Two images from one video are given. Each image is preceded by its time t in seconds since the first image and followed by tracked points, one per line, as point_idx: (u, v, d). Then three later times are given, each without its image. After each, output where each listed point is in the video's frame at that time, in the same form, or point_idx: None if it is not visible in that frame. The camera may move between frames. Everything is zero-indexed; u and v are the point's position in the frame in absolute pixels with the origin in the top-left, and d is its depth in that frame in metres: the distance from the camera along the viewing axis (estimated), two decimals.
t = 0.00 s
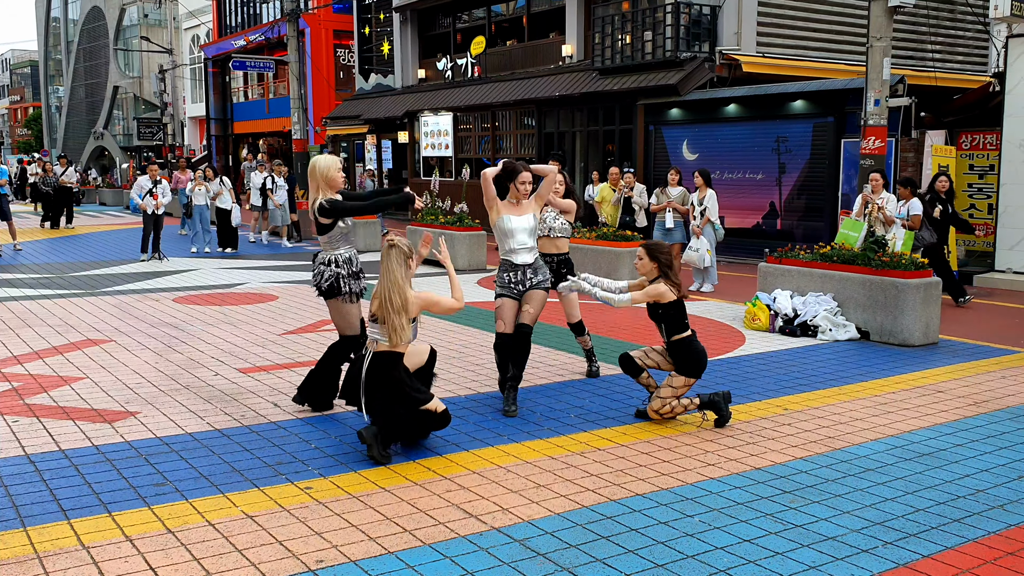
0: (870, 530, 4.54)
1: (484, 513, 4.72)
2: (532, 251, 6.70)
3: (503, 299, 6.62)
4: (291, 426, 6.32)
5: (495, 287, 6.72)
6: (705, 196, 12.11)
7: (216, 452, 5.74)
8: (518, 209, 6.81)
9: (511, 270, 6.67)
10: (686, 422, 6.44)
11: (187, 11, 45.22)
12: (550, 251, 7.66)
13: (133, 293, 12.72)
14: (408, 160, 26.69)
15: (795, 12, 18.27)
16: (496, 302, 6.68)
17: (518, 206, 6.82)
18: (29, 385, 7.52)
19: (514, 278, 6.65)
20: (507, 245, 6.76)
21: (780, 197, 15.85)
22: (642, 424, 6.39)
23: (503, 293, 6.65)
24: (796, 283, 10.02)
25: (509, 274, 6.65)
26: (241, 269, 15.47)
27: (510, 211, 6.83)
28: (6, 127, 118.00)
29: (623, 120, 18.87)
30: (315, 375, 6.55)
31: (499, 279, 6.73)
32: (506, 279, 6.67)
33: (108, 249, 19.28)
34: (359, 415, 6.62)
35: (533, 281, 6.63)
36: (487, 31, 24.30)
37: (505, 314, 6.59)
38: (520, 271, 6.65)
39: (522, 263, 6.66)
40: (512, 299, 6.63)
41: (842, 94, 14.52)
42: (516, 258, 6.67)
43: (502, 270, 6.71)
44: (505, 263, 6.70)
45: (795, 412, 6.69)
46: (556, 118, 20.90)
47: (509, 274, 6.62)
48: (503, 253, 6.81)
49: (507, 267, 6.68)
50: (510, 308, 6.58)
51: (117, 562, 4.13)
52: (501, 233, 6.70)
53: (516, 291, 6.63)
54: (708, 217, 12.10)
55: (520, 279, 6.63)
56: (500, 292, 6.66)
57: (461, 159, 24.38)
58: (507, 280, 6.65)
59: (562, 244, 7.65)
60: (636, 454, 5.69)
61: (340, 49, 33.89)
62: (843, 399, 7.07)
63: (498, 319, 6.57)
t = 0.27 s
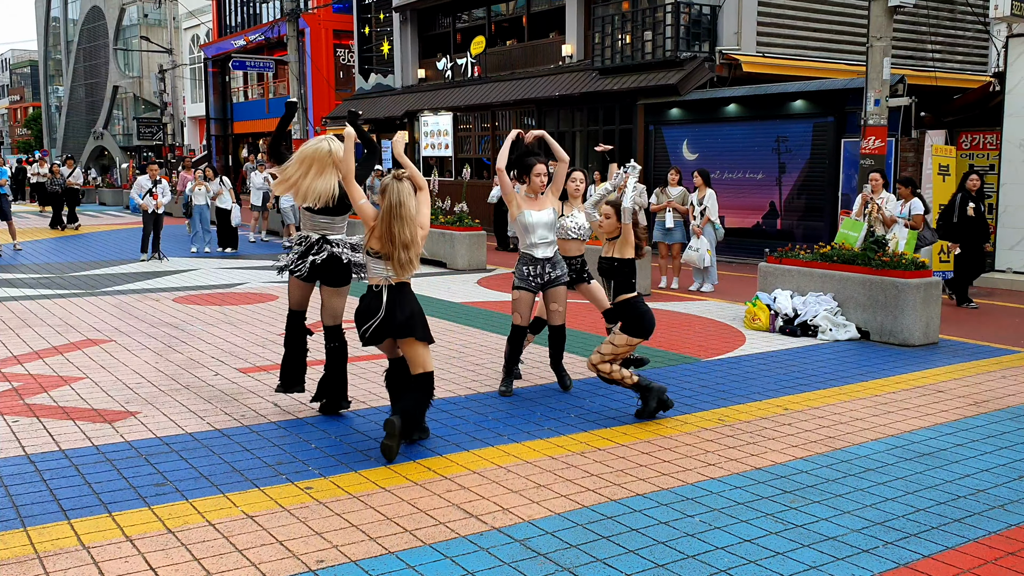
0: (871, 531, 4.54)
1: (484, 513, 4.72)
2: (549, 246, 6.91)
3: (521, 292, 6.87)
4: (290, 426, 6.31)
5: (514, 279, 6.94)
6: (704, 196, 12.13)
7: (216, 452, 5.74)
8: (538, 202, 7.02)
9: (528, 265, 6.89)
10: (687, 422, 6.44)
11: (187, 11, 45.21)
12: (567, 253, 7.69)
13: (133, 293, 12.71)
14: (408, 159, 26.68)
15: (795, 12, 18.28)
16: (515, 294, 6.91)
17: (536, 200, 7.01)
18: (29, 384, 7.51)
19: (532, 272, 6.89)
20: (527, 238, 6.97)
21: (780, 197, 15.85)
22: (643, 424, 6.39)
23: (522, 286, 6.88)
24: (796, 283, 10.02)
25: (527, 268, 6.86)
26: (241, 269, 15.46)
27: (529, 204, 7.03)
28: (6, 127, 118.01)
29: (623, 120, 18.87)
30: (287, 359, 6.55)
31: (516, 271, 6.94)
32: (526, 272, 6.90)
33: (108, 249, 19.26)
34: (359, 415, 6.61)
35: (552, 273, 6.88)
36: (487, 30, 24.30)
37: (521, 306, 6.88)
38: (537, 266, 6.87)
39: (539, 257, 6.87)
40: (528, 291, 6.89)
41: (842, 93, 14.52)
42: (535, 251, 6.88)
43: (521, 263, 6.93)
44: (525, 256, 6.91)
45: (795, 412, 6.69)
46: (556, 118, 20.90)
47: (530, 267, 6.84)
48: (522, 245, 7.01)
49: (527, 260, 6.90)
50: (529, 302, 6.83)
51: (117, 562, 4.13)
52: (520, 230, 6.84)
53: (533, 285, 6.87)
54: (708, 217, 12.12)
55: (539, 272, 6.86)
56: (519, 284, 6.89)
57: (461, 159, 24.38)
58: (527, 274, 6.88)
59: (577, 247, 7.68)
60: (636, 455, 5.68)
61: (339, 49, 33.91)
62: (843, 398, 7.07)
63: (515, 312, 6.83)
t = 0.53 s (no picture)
0: (871, 531, 4.54)
1: (485, 513, 4.72)
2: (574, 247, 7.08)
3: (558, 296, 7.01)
4: (291, 427, 6.32)
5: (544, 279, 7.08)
6: (705, 196, 12.13)
7: (217, 453, 5.74)
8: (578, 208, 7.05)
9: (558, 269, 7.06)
10: (687, 422, 6.44)
11: (188, 11, 45.23)
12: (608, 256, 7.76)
13: (133, 293, 12.72)
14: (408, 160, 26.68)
15: (796, 13, 18.28)
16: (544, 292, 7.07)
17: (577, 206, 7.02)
18: (29, 385, 7.52)
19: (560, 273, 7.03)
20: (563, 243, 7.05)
21: (780, 198, 15.85)
22: (643, 425, 6.39)
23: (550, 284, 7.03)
24: (797, 283, 10.02)
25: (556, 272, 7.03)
26: (241, 269, 15.47)
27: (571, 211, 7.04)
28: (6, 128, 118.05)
29: (623, 120, 18.87)
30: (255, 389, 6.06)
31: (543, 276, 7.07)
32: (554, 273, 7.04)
33: (108, 249, 19.27)
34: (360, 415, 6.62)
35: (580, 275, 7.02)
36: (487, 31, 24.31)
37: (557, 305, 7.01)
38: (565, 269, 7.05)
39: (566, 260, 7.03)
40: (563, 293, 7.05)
41: (842, 94, 14.53)
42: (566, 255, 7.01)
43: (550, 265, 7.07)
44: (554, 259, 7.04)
45: (796, 412, 6.69)
46: (556, 118, 20.90)
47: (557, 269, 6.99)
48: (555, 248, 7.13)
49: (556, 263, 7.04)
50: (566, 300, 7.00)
51: (118, 562, 4.13)
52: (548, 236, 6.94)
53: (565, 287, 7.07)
54: (709, 218, 12.13)
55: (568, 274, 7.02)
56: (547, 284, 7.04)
57: (461, 159, 24.39)
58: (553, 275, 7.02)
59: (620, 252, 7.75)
60: (636, 455, 5.69)
61: (340, 49, 33.91)
62: (844, 399, 7.08)
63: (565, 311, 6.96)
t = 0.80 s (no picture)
0: (874, 531, 4.54)
1: (488, 513, 4.73)
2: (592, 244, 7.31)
3: (578, 292, 7.21)
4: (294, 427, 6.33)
5: (561, 279, 7.27)
6: (708, 196, 12.13)
7: (220, 453, 5.75)
8: (579, 203, 7.23)
9: (575, 263, 7.24)
10: (690, 422, 6.44)
11: (189, 12, 45.26)
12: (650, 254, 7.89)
13: (136, 294, 12.73)
14: (410, 160, 26.69)
15: (798, 13, 18.27)
16: (565, 292, 7.26)
17: (578, 201, 7.21)
18: (33, 385, 7.54)
19: (577, 270, 7.24)
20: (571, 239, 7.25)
21: (782, 198, 15.85)
22: (645, 425, 6.39)
23: (569, 283, 7.25)
24: (799, 284, 10.02)
25: (573, 267, 7.21)
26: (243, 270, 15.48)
27: (571, 206, 7.20)
28: (8, 129, 118.19)
29: (625, 120, 18.87)
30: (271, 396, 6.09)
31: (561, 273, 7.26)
32: (571, 270, 7.24)
33: (110, 250, 19.29)
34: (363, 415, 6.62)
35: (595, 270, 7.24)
36: (489, 31, 24.31)
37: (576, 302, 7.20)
38: (583, 263, 7.24)
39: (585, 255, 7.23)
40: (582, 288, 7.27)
41: (844, 94, 14.52)
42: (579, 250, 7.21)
43: (565, 262, 7.27)
44: (569, 256, 7.24)
45: (798, 412, 6.69)
46: (558, 118, 20.90)
47: (574, 266, 7.19)
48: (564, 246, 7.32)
49: (571, 260, 7.24)
50: (585, 298, 7.19)
51: (121, 562, 4.14)
52: (574, 232, 7.09)
53: (582, 281, 7.27)
54: (711, 218, 12.12)
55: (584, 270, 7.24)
56: (566, 282, 7.24)
57: (463, 160, 24.39)
58: (572, 273, 7.22)
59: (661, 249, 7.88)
60: (639, 455, 5.69)
61: (342, 50, 33.91)
62: (846, 399, 7.07)
63: (586, 306, 7.17)
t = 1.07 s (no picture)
0: (879, 530, 4.54)
1: (493, 512, 4.73)
2: (604, 246, 7.24)
3: (592, 291, 7.10)
4: (299, 426, 6.33)
5: (574, 278, 7.18)
6: (712, 195, 12.11)
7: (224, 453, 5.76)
8: (590, 203, 7.31)
9: (589, 263, 7.15)
10: (695, 422, 6.44)
11: (193, 12, 45.31)
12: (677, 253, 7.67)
13: (140, 294, 12.75)
14: (414, 160, 26.70)
15: (801, 12, 18.26)
16: (579, 292, 7.16)
17: (589, 201, 7.30)
18: (38, 385, 7.56)
19: (592, 268, 7.15)
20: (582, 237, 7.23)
21: (786, 197, 15.83)
22: (651, 424, 6.39)
23: (583, 282, 7.14)
24: (803, 283, 10.01)
25: (588, 265, 7.13)
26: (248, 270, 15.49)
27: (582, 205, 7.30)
28: (12, 129, 118.45)
29: (629, 119, 18.87)
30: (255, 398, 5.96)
31: (575, 272, 7.17)
32: (586, 269, 7.15)
33: (115, 250, 19.31)
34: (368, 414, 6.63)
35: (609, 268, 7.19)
36: (492, 30, 24.31)
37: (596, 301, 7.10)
38: (597, 262, 7.16)
39: (599, 255, 7.17)
40: (595, 288, 7.16)
41: (849, 93, 14.49)
42: (592, 248, 7.16)
43: (579, 261, 7.17)
44: (583, 254, 7.16)
45: (803, 411, 6.68)
46: (561, 118, 20.90)
47: (591, 263, 7.11)
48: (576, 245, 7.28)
49: (585, 258, 7.15)
50: (600, 296, 7.10)
51: (127, 562, 4.15)
52: (581, 231, 7.20)
53: (596, 281, 7.15)
54: (716, 217, 12.11)
55: (599, 267, 7.16)
56: (580, 281, 7.14)
57: (467, 159, 24.39)
58: (587, 270, 7.14)
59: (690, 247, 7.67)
60: (644, 454, 5.69)
61: (345, 50, 33.94)
62: (851, 398, 7.07)
63: (598, 306, 7.08)
